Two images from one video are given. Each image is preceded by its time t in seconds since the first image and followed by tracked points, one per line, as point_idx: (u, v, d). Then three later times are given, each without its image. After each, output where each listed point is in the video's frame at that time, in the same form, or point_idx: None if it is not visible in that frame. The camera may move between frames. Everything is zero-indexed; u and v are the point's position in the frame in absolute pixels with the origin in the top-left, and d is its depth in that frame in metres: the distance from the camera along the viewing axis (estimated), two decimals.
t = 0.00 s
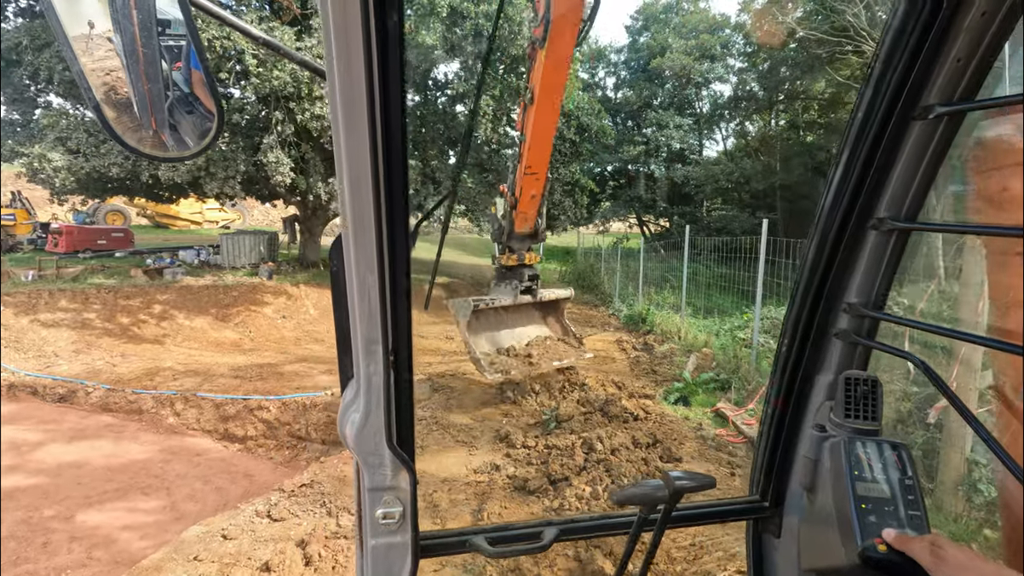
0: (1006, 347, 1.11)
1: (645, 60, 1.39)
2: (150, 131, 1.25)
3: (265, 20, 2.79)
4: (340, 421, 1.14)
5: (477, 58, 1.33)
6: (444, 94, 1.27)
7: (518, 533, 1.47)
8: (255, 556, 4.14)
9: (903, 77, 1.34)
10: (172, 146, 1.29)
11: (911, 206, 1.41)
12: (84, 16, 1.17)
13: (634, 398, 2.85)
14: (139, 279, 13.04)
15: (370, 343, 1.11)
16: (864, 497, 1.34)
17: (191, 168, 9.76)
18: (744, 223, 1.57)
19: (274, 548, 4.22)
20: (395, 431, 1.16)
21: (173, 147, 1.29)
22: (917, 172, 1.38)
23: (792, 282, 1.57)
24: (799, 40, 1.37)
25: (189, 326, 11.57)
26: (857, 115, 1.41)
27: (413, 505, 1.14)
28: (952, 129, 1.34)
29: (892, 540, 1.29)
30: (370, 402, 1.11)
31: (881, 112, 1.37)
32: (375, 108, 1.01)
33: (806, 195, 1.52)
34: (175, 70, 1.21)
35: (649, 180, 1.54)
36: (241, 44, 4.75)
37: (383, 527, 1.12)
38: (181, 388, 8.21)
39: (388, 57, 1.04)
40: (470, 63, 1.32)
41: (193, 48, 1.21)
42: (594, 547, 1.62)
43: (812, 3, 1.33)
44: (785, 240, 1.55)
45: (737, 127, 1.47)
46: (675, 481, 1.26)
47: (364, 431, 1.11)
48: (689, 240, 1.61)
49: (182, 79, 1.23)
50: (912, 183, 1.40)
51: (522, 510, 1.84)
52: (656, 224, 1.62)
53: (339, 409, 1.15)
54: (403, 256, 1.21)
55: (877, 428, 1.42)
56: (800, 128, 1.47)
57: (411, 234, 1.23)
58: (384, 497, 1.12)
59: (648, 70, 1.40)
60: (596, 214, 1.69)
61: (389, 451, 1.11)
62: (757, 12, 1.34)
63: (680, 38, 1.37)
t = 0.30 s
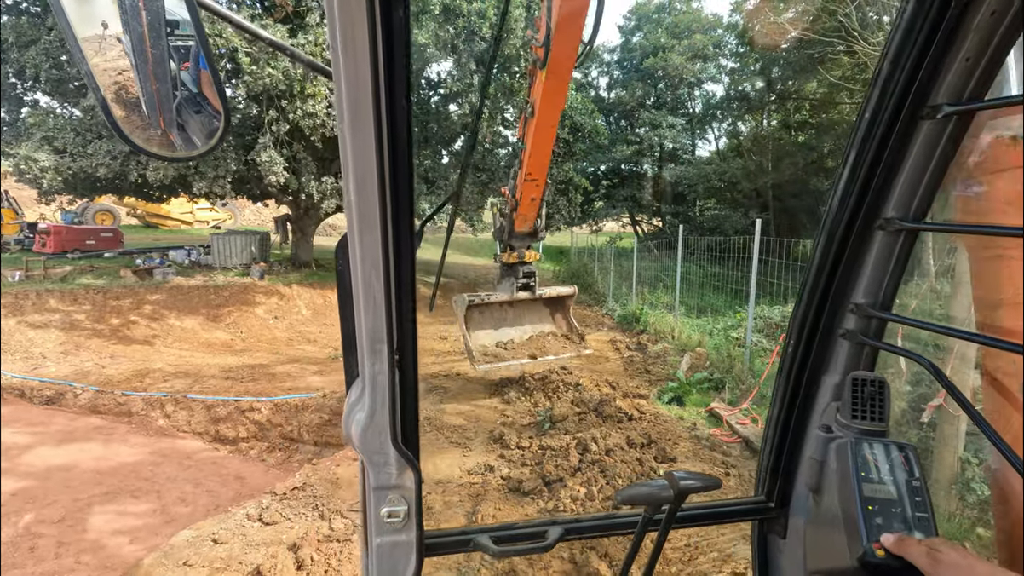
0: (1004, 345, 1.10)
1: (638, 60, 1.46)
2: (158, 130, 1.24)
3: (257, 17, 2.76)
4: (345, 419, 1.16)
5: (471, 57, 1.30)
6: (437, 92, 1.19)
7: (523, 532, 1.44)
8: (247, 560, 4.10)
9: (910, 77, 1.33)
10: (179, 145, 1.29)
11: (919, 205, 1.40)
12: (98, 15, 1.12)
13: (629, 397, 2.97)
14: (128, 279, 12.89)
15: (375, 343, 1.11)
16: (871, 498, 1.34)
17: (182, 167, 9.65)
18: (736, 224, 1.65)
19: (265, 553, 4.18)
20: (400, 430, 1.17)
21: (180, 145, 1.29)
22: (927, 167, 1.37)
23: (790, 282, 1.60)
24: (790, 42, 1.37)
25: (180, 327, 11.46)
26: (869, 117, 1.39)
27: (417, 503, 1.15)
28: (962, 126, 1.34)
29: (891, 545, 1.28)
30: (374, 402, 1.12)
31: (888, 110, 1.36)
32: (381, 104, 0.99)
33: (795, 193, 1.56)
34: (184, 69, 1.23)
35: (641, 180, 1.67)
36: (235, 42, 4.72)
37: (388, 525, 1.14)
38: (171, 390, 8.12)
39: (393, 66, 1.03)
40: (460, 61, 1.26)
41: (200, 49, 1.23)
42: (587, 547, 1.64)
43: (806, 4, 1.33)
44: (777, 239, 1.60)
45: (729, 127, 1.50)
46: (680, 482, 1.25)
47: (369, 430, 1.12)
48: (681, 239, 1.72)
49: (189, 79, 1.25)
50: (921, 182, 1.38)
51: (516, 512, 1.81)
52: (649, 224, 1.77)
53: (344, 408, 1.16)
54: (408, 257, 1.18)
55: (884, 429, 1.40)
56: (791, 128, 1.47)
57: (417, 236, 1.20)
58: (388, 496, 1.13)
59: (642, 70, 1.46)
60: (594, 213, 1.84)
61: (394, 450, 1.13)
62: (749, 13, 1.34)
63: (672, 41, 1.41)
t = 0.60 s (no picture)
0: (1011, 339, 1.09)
1: (632, 61, 1.53)
2: (161, 127, 1.28)
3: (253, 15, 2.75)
4: (349, 415, 1.17)
5: (460, 53, 1.28)
6: (429, 91, 1.16)
7: (525, 527, 1.45)
8: (241, 561, 4.08)
9: (919, 70, 1.30)
10: (183, 142, 1.32)
11: (924, 201, 1.37)
12: (102, 10, 1.13)
13: (624, 396, 3.16)
14: (120, 279, 12.78)
15: (379, 339, 1.12)
16: (874, 495, 1.36)
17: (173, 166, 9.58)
18: (729, 224, 1.69)
19: (259, 553, 4.16)
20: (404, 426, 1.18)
21: (184, 143, 1.32)
22: (935, 158, 1.33)
23: (785, 280, 1.64)
24: (782, 42, 1.38)
25: (172, 327, 11.39)
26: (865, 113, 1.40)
27: (421, 499, 1.16)
28: (968, 122, 1.30)
29: (897, 541, 1.30)
30: (378, 397, 1.13)
31: (893, 106, 1.34)
32: (382, 101, 1.00)
33: (788, 192, 1.58)
34: (186, 65, 1.23)
35: (635, 180, 1.72)
36: (229, 40, 4.70)
37: (390, 520, 1.15)
38: (164, 391, 8.06)
39: (396, 63, 1.02)
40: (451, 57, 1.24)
41: (203, 45, 1.22)
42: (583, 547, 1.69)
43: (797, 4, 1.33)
44: (771, 239, 1.63)
45: (722, 127, 1.54)
46: (683, 477, 1.24)
47: (372, 425, 1.13)
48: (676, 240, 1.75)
49: (193, 75, 1.25)
50: (925, 179, 1.36)
51: (512, 510, 1.81)
52: (642, 224, 1.81)
53: (346, 404, 1.18)
54: (411, 249, 1.19)
55: (887, 425, 1.42)
56: (784, 127, 1.51)
57: (419, 229, 1.21)
58: (391, 491, 1.15)
59: (635, 69, 1.54)
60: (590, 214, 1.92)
61: (397, 446, 1.14)
62: (743, 13, 1.35)
63: (666, 41, 1.44)
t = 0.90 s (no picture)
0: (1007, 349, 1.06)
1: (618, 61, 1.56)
2: (145, 131, 1.23)
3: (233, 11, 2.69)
4: (336, 421, 1.13)
5: (446, 55, 1.26)
6: (416, 90, 1.14)
7: (513, 533, 1.43)
8: (224, 569, 4.01)
9: (896, 85, 1.29)
10: (168, 146, 1.27)
11: (906, 204, 1.36)
12: (86, 14, 1.12)
13: (611, 395, 3.15)
14: (99, 280, 12.52)
15: (366, 344, 1.09)
16: (859, 496, 1.35)
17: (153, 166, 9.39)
18: (715, 223, 1.68)
19: (243, 560, 4.09)
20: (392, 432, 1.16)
21: (168, 147, 1.27)
22: (915, 163, 1.32)
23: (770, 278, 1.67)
24: (766, 42, 1.41)
25: (153, 329, 11.20)
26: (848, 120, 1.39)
27: (409, 506, 1.14)
28: (948, 128, 1.29)
29: (881, 542, 1.29)
30: (366, 403, 1.10)
31: (875, 112, 1.33)
32: (370, 102, 0.96)
33: (772, 191, 1.58)
34: (172, 69, 1.19)
35: (622, 179, 1.67)
36: (210, 36, 4.61)
37: (379, 527, 1.12)
38: (145, 394, 7.90)
39: (383, 66, 0.99)
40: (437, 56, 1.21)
41: (189, 49, 1.19)
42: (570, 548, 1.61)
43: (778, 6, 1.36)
44: (755, 238, 1.67)
45: (707, 127, 1.52)
46: (672, 481, 1.24)
47: (360, 431, 1.10)
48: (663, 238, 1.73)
49: (178, 79, 1.21)
50: (904, 187, 1.35)
51: (500, 513, 1.78)
52: (628, 223, 1.75)
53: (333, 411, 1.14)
54: (398, 254, 1.16)
55: (872, 428, 1.40)
56: (768, 128, 1.51)
57: (407, 234, 1.18)
58: (380, 498, 1.12)
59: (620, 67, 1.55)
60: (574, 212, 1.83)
61: (386, 452, 1.11)
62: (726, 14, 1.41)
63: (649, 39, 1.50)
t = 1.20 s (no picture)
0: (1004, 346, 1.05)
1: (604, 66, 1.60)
2: (127, 128, 1.23)
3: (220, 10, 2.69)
4: (323, 421, 1.13)
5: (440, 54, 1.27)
6: (407, 89, 1.14)
7: (503, 531, 1.44)
8: (214, 570, 3.98)
9: (879, 80, 1.30)
10: (150, 143, 1.26)
11: (890, 200, 1.37)
12: (64, 8, 1.12)
13: (601, 394, 3.21)
14: (84, 281, 12.36)
15: (354, 343, 1.09)
16: (844, 489, 1.38)
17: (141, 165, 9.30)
18: (705, 222, 1.66)
19: (233, 561, 4.07)
20: (380, 431, 1.16)
21: (151, 144, 1.26)
22: (893, 171, 1.34)
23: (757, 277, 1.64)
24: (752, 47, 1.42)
25: (140, 330, 11.08)
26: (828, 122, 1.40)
27: (398, 504, 1.15)
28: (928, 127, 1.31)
29: (864, 534, 1.33)
30: (353, 402, 1.10)
31: (858, 110, 1.33)
32: (356, 97, 0.97)
33: (760, 190, 1.59)
34: (153, 65, 1.18)
35: (610, 179, 1.72)
36: (197, 35, 4.59)
37: (368, 526, 1.13)
38: (132, 396, 7.82)
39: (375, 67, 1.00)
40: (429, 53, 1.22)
41: (171, 44, 1.18)
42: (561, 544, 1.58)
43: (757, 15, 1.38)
44: (744, 239, 1.62)
45: (696, 127, 1.54)
46: (659, 476, 1.26)
47: (347, 430, 1.10)
48: (653, 237, 1.75)
49: (160, 74, 1.20)
50: (889, 181, 1.35)
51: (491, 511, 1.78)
52: (618, 222, 1.84)
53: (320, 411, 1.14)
54: (386, 253, 1.15)
55: (856, 421, 1.43)
56: (756, 127, 1.52)
57: (395, 232, 1.17)
58: (368, 497, 1.13)
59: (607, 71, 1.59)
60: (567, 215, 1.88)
61: (374, 451, 1.12)
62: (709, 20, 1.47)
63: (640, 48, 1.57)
